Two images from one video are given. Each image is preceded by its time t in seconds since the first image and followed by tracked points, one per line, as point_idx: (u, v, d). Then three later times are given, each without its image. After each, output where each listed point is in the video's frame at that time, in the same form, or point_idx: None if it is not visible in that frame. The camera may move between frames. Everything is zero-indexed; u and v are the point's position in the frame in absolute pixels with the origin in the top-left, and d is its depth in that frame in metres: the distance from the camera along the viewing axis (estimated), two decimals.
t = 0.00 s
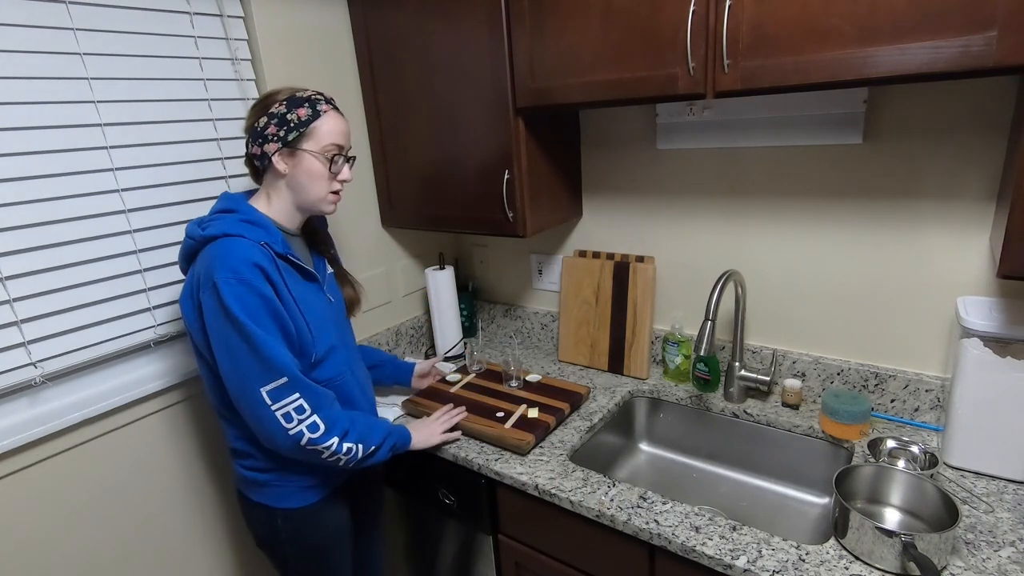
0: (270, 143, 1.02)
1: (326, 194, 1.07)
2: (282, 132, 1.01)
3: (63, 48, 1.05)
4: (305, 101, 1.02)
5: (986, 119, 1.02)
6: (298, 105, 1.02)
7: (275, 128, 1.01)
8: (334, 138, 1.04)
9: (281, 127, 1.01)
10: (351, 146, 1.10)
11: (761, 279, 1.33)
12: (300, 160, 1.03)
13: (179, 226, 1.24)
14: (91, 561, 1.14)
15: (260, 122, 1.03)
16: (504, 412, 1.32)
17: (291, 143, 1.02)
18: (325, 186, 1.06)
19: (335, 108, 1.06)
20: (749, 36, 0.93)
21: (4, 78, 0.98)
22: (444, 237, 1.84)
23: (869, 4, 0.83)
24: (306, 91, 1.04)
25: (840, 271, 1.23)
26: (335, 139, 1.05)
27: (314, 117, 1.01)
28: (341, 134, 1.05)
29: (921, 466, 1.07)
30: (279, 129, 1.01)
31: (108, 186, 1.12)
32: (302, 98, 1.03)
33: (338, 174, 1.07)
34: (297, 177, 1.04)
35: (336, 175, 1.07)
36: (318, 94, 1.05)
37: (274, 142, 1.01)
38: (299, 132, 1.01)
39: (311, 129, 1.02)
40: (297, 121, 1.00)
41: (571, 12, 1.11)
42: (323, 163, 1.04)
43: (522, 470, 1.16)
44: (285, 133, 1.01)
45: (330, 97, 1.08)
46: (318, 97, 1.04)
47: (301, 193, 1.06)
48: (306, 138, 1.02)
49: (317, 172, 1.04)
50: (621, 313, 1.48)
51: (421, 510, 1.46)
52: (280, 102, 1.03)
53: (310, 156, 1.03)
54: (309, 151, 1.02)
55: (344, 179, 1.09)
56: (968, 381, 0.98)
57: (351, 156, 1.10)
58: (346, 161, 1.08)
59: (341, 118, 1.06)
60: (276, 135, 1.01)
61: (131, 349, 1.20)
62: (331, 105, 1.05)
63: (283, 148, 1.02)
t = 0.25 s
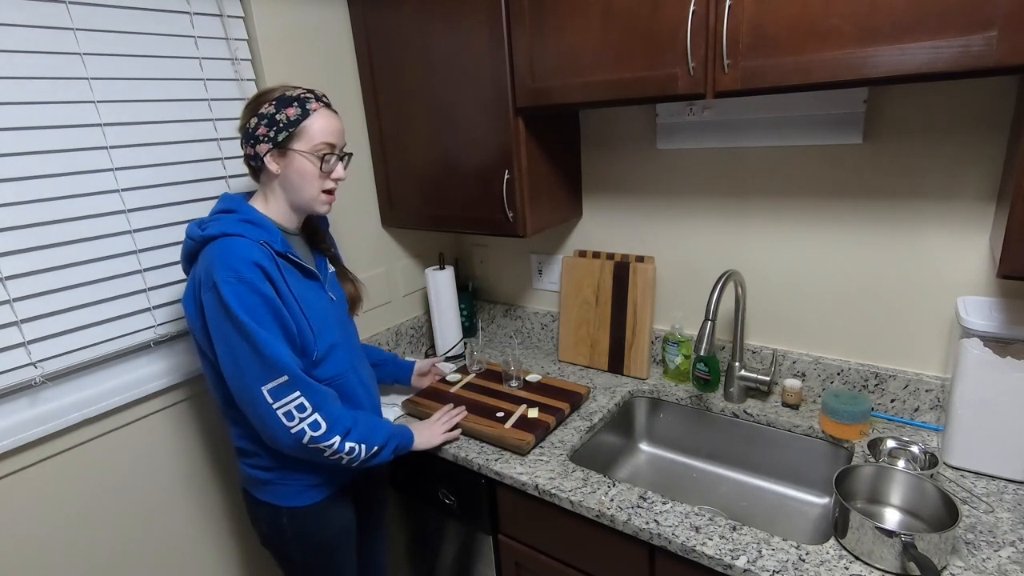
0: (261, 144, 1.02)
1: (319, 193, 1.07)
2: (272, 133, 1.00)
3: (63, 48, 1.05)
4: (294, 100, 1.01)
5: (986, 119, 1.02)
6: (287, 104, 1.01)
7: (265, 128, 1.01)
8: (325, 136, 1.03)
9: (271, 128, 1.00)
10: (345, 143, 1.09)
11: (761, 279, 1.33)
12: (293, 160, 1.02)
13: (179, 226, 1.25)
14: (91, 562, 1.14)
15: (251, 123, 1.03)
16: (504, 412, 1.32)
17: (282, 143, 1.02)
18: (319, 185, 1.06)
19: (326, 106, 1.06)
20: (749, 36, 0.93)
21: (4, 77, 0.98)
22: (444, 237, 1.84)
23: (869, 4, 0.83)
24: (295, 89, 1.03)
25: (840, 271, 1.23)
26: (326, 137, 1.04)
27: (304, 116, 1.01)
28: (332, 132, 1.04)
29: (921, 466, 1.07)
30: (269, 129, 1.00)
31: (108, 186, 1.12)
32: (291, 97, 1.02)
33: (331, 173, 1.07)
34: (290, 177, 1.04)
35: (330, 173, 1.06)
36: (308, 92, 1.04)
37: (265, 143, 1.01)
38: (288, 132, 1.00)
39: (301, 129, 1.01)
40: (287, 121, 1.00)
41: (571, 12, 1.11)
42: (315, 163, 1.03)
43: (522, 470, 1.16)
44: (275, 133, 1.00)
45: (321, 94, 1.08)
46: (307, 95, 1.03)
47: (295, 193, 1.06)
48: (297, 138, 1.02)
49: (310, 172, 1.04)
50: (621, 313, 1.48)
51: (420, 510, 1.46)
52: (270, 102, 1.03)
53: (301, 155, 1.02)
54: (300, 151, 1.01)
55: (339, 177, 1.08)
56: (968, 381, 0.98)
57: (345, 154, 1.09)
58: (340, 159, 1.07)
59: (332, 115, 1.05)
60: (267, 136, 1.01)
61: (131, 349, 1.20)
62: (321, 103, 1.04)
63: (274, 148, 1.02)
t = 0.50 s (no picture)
0: (253, 144, 1.02)
1: (314, 187, 1.06)
2: (262, 132, 1.00)
3: (63, 48, 1.05)
4: (281, 96, 1.01)
5: (986, 120, 1.02)
6: (274, 101, 1.01)
7: (256, 127, 1.01)
8: (314, 130, 1.02)
9: (260, 126, 1.00)
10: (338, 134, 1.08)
11: (762, 279, 1.33)
12: (285, 157, 1.02)
13: (179, 226, 1.24)
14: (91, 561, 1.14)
15: (242, 124, 1.03)
16: (504, 412, 1.32)
17: (273, 141, 1.01)
18: (313, 179, 1.05)
19: (316, 98, 1.05)
20: (749, 36, 0.93)
21: (4, 77, 0.98)
22: (444, 237, 1.84)
23: (869, 4, 0.83)
24: (282, 85, 1.03)
25: (840, 271, 1.23)
26: (317, 131, 1.03)
27: (292, 111, 1.00)
28: (322, 124, 1.03)
29: (921, 466, 1.07)
30: (259, 128, 1.00)
31: (108, 186, 1.12)
32: (278, 92, 1.01)
33: (324, 166, 1.06)
34: (284, 173, 1.04)
35: (324, 167, 1.06)
36: (294, 87, 1.03)
37: (257, 143, 1.01)
38: (278, 129, 1.00)
39: (290, 124, 1.01)
40: (275, 118, 1.00)
41: (571, 12, 1.11)
42: (306, 157, 1.03)
43: (522, 470, 1.16)
44: (265, 131, 1.00)
45: (310, 86, 1.07)
46: (293, 90, 1.02)
47: (291, 189, 1.06)
48: (287, 134, 1.01)
49: (302, 166, 1.03)
50: (621, 313, 1.48)
51: (420, 510, 1.46)
52: (259, 100, 1.02)
53: (292, 151, 1.02)
54: (290, 147, 1.01)
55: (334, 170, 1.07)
56: (968, 381, 0.98)
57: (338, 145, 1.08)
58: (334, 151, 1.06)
59: (322, 107, 1.04)
60: (258, 135, 1.01)
61: (131, 349, 1.20)
62: (309, 96, 1.03)
63: (266, 147, 1.02)
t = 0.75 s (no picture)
0: (245, 144, 1.02)
1: (309, 183, 1.06)
2: (252, 131, 1.00)
3: (63, 48, 1.05)
4: (268, 94, 1.01)
5: (986, 119, 1.02)
6: (261, 100, 1.00)
7: (246, 127, 1.01)
8: (303, 126, 1.02)
9: (250, 126, 1.00)
10: (329, 129, 1.07)
11: (762, 279, 1.33)
12: (275, 156, 1.02)
13: (179, 226, 1.24)
14: (91, 561, 1.14)
15: (234, 125, 1.03)
16: (504, 412, 1.32)
17: (262, 140, 1.01)
18: (306, 176, 1.05)
19: (303, 93, 1.04)
20: (749, 36, 0.93)
21: (4, 77, 0.98)
22: (444, 237, 1.84)
23: (869, 4, 0.83)
24: (270, 83, 1.03)
25: (840, 271, 1.23)
26: (305, 127, 1.02)
27: (280, 108, 1.00)
28: (310, 119, 1.02)
29: (921, 466, 1.07)
30: (249, 128, 1.00)
31: (108, 186, 1.12)
32: (264, 90, 1.01)
33: (317, 162, 1.05)
34: (276, 172, 1.04)
35: (316, 163, 1.05)
36: (282, 84, 1.03)
37: (248, 143, 1.02)
38: (267, 127, 1.00)
39: (278, 122, 1.00)
40: (264, 116, 1.00)
41: (571, 12, 1.11)
42: (296, 154, 1.02)
43: (522, 470, 1.16)
44: (255, 130, 1.00)
45: (299, 81, 1.06)
46: (280, 86, 1.02)
47: (285, 187, 1.06)
48: (275, 132, 1.01)
49: (293, 164, 1.03)
50: (621, 313, 1.48)
51: (420, 510, 1.46)
52: (248, 100, 1.03)
53: (283, 149, 1.02)
54: (280, 145, 1.01)
55: (326, 165, 1.06)
56: (968, 381, 0.98)
57: (330, 140, 1.07)
58: (325, 147, 1.05)
59: (310, 103, 1.04)
60: (248, 135, 1.01)
61: (131, 349, 1.20)
62: (296, 92, 1.03)
63: (257, 146, 1.02)
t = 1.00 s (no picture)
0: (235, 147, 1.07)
1: (284, 179, 1.05)
2: (234, 133, 1.05)
3: (63, 48, 1.05)
4: (244, 93, 1.03)
5: (986, 120, 1.02)
6: (237, 100, 1.03)
7: (232, 131, 1.06)
8: (271, 121, 1.01)
9: (232, 128, 1.05)
10: (307, 122, 1.05)
11: (762, 279, 1.33)
12: (254, 154, 1.04)
13: (179, 226, 1.24)
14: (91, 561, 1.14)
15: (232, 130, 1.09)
16: (504, 412, 1.32)
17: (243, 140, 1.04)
18: (281, 171, 1.04)
19: (279, 89, 1.04)
20: (749, 36, 0.93)
21: (4, 77, 0.98)
22: (444, 237, 1.84)
23: (869, 4, 0.84)
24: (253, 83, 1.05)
25: (840, 271, 1.23)
26: (276, 121, 1.01)
27: (249, 107, 1.01)
28: (279, 114, 1.01)
29: (921, 466, 1.07)
30: (233, 130, 1.05)
31: (108, 186, 1.12)
32: (243, 89, 1.03)
33: (291, 156, 1.04)
34: (258, 171, 1.06)
35: (293, 157, 1.04)
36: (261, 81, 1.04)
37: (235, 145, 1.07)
38: (242, 128, 1.03)
39: (251, 121, 1.02)
40: (238, 116, 1.03)
41: (571, 12, 1.11)
42: (270, 149, 1.03)
43: (522, 470, 1.16)
44: (235, 131, 1.04)
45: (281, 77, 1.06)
46: (256, 84, 1.03)
47: (268, 185, 1.07)
48: (251, 129, 1.03)
49: (270, 160, 1.03)
50: (621, 313, 1.48)
51: (420, 510, 1.46)
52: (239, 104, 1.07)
53: (256, 147, 1.03)
54: (252, 142, 1.02)
55: (304, 160, 1.05)
56: (968, 381, 0.98)
57: (309, 133, 1.05)
58: (301, 140, 1.04)
59: (284, 97, 1.03)
60: (234, 137, 1.06)
61: (131, 349, 1.20)
62: (270, 87, 1.03)
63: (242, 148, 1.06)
